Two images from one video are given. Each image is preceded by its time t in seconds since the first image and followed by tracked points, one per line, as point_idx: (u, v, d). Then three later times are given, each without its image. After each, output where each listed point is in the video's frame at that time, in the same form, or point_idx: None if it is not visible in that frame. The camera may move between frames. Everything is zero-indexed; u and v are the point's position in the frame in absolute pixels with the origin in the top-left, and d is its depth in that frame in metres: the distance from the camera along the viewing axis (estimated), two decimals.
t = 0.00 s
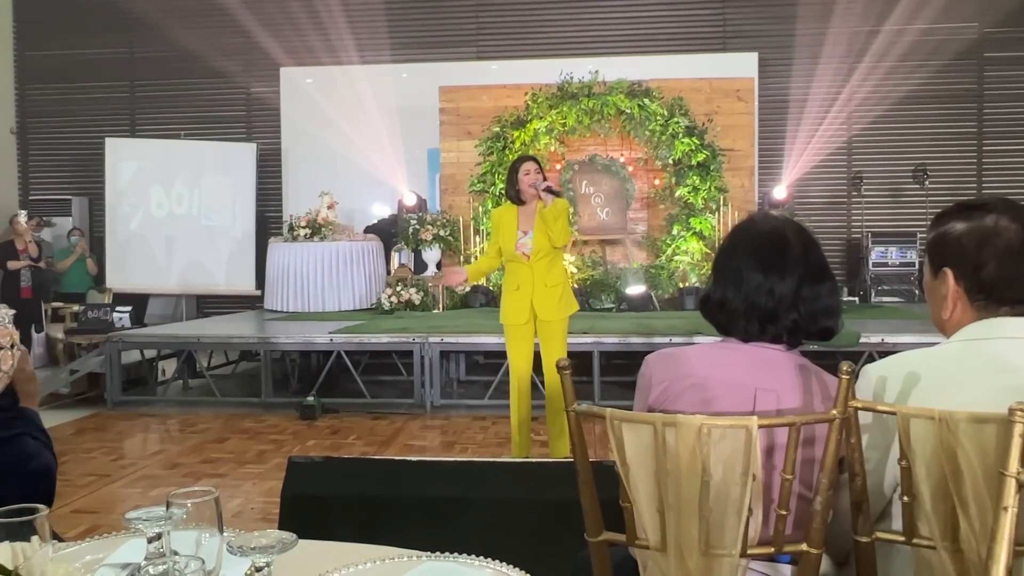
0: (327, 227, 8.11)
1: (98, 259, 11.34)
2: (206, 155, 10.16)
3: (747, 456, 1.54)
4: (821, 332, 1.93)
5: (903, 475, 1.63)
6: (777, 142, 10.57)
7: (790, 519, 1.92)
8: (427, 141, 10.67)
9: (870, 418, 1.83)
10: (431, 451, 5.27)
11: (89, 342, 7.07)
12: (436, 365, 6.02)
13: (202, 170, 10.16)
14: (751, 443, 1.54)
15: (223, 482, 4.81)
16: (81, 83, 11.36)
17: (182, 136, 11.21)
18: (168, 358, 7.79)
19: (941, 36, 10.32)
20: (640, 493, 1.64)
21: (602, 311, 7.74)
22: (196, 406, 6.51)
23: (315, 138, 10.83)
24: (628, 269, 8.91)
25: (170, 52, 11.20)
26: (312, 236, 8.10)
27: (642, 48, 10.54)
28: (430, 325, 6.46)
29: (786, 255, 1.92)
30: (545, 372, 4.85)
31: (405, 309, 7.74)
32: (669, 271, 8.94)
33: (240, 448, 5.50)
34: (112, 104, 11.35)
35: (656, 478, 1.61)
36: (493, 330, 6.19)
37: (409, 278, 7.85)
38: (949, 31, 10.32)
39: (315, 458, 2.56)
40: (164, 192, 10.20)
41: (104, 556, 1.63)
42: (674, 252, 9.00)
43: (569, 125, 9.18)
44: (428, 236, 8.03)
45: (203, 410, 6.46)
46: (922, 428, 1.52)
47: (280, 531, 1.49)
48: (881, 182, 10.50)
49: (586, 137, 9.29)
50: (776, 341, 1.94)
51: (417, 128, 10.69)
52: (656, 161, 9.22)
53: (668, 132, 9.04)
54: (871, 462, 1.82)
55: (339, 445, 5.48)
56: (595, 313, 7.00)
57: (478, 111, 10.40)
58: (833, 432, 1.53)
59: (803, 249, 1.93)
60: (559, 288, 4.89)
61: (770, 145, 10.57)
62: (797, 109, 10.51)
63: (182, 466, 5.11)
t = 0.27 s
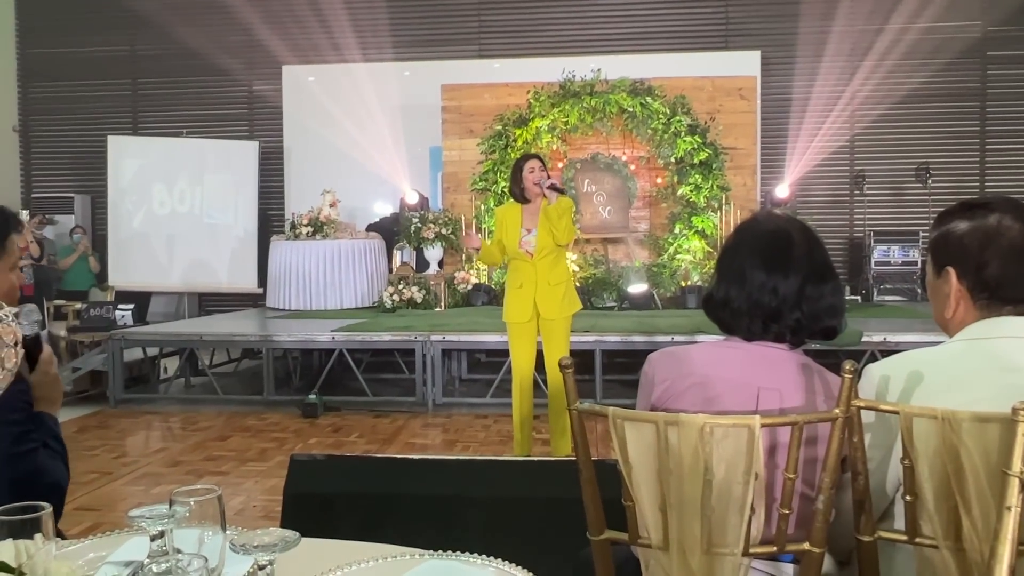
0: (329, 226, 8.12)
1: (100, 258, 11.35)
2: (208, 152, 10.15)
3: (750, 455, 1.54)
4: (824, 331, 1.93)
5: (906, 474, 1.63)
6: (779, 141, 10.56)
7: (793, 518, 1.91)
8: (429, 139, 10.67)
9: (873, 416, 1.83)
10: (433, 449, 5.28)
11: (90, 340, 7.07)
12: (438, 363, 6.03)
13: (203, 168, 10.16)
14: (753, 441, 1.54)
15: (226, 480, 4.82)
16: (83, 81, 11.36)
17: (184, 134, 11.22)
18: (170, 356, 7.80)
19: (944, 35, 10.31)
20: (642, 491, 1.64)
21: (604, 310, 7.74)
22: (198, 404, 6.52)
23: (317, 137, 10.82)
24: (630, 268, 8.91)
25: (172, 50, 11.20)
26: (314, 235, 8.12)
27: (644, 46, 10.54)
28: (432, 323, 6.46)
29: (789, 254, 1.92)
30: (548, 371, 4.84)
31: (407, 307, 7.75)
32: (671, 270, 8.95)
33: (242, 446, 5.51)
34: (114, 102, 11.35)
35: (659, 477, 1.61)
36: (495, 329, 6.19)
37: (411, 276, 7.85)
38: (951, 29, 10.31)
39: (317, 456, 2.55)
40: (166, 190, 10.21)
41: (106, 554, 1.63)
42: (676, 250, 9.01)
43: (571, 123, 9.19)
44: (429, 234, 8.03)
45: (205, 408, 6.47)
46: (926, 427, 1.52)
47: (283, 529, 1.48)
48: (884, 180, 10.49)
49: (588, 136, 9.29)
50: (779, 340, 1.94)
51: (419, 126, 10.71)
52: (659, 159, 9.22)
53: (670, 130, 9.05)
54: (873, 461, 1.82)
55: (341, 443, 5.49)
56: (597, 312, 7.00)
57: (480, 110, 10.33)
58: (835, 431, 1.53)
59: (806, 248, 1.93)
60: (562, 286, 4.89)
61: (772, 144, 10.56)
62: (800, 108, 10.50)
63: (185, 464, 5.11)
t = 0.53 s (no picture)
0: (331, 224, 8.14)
1: (102, 255, 11.36)
2: (210, 151, 10.18)
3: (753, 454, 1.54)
4: (827, 331, 1.93)
5: (908, 474, 1.63)
6: (780, 140, 10.56)
7: (795, 517, 1.92)
8: (431, 138, 10.67)
9: (875, 416, 1.83)
10: (435, 448, 5.28)
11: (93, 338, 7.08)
12: (439, 362, 6.03)
13: (205, 166, 10.17)
14: (755, 441, 1.55)
15: (228, 478, 4.83)
16: (85, 79, 11.37)
17: (186, 132, 11.23)
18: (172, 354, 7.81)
19: (946, 34, 10.30)
20: (644, 490, 1.64)
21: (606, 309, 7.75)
22: (200, 402, 6.53)
23: (318, 135, 10.83)
24: (631, 267, 8.92)
25: (174, 48, 11.20)
26: (316, 233, 8.15)
27: (646, 44, 10.52)
28: (434, 321, 6.47)
29: (792, 253, 1.92)
30: (550, 370, 4.84)
31: (408, 306, 7.75)
32: (673, 269, 8.95)
33: (244, 444, 5.51)
34: (116, 99, 11.35)
35: (661, 476, 1.62)
36: (496, 327, 6.19)
37: (413, 275, 7.85)
38: (954, 28, 10.30)
39: (319, 455, 2.56)
40: (168, 188, 10.20)
41: (109, 552, 1.64)
42: (678, 249, 9.00)
43: (573, 122, 9.19)
44: (431, 233, 8.02)
45: (207, 406, 6.47)
46: (928, 426, 1.52)
47: (286, 527, 1.49)
48: (885, 179, 10.48)
49: (590, 134, 9.29)
50: (782, 339, 1.95)
51: (420, 124, 10.70)
52: (661, 158, 9.22)
53: (672, 129, 9.05)
54: (876, 461, 1.82)
55: (343, 441, 5.49)
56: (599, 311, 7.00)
57: (481, 109, 10.34)
58: (838, 431, 1.53)
59: (810, 247, 1.93)
60: (564, 285, 4.89)
61: (774, 143, 10.56)
62: (801, 106, 10.50)
63: (187, 462, 5.12)
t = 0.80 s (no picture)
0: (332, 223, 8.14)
1: (103, 254, 11.37)
2: (212, 149, 10.20)
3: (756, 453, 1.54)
4: (830, 330, 1.93)
5: (910, 473, 1.63)
6: (782, 138, 10.55)
7: (798, 516, 1.92)
8: (433, 137, 10.67)
9: (878, 415, 1.83)
10: (437, 446, 5.28)
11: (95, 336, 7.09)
12: (441, 360, 6.03)
13: (207, 165, 10.18)
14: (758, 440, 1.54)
15: (229, 477, 4.83)
16: (87, 78, 11.37)
17: (188, 131, 11.23)
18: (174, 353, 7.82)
19: (948, 32, 10.29)
20: (647, 489, 1.64)
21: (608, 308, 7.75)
22: (202, 400, 6.53)
23: (320, 133, 10.83)
24: (633, 266, 8.92)
25: (175, 46, 11.20)
26: (318, 232, 8.14)
27: (647, 43, 10.52)
28: (436, 320, 6.47)
29: (796, 252, 1.92)
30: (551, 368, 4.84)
31: (410, 304, 7.75)
32: (675, 268, 8.95)
33: (246, 442, 5.52)
34: (117, 98, 11.35)
35: (664, 475, 1.61)
36: (498, 326, 6.19)
37: (415, 273, 7.86)
38: (955, 27, 10.29)
39: (321, 453, 2.56)
40: (169, 187, 10.20)
41: (112, 550, 1.64)
42: (679, 248, 9.00)
43: (575, 120, 9.18)
44: (433, 231, 8.03)
45: (209, 405, 6.48)
46: (931, 425, 1.53)
47: (289, 526, 1.50)
48: (887, 178, 10.48)
49: (592, 133, 9.29)
50: (784, 338, 1.95)
51: (422, 123, 10.69)
52: (662, 157, 9.22)
53: (674, 127, 9.03)
54: (878, 460, 1.82)
55: (344, 439, 5.50)
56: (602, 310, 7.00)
57: (483, 107, 10.38)
58: (840, 430, 1.53)
59: (812, 246, 1.93)
60: (564, 283, 4.88)
61: (776, 141, 10.55)
62: (803, 105, 10.49)
63: (188, 460, 5.12)
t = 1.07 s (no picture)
0: (334, 222, 8.14)
1: (105, 253, 11.38)
2: (213, 149, 10.23)
3: (758, 452, 1.54)
4: (832, 329, 1.93)
5: (913, 472, 1.63)
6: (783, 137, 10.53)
7: (800, 515, 1.92)
8: (434, 136, 10.66)
9: (880, 414, 1.83)
10: (438, 445, 5.28)
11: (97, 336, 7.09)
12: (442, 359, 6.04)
13: (208, 164, 10.20)
14: (760, 439, 1.54)
15: (231, 476, 4.83)
16: (88, 77, 11.38)
17: (189, 130, 11.24)
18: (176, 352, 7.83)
19: (949, 31, 10.27)
20: (649, 487, 1.64)
21: (609, 307, 7.77)
22: (204, 399, 6.54)
23: (321, 132, 10.84)
24: (635, 265, 8.92)
25: (176, 46, 11.20)
26: (319, 231, 8.14)
27: (649, 42, 10.51)
28: (437, 319, 6.48)
29: (798, 251, 1.92)
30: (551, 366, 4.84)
31: (411, 303, 7.76)
32: (676, 267, 8.94)
33: (248, 441, 5.52)
34: (119, 97, 11.36)
35: (666, 474, 1.61)
36: (499, 325, 6.19)
37: (416, 273, 7.87)
38: (957, 25, 10.28)
39: (322, 452, 2.56)
40: (171, 186, 10.21)
41: (114, 549, 1.64)
42: (680, 247, 9.00)
43: (576, 119, 9.18)
44: (434, 231, 8.04)
45: (210, 404, 6.48)
46: (933, 424, 1.52)
47: (292, 525, 1.50)
48: (888, 177, 10.48)
49: (593, 132, 9.29)
50: (786, 338, 1.94)
51: (423, 122, 10.69)
52: (664, 156, 9.22)
53: (676, 126, 9.03)
54: (880, 459, 1.82)
55: (346, 438, 5.50)
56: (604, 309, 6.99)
57: (484, 107, 10.40)
58: (842, 429, 1.53)
59: (814, 245, 1.93)
60: (562, 282, 4.87)
61: (777, 140, 10.53)
62: (804, 104, 10.47)
63: (190, 459, 5.12)
